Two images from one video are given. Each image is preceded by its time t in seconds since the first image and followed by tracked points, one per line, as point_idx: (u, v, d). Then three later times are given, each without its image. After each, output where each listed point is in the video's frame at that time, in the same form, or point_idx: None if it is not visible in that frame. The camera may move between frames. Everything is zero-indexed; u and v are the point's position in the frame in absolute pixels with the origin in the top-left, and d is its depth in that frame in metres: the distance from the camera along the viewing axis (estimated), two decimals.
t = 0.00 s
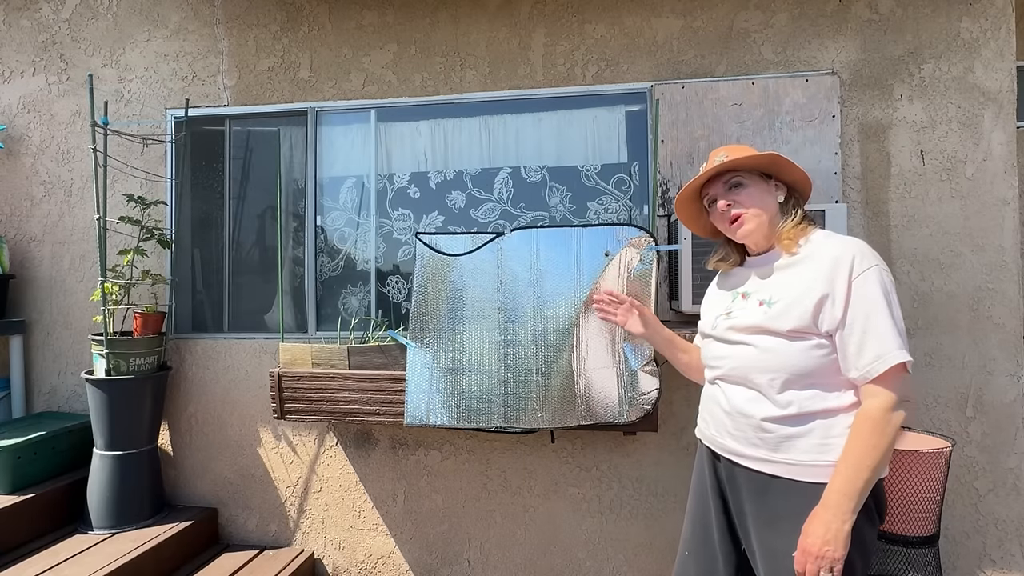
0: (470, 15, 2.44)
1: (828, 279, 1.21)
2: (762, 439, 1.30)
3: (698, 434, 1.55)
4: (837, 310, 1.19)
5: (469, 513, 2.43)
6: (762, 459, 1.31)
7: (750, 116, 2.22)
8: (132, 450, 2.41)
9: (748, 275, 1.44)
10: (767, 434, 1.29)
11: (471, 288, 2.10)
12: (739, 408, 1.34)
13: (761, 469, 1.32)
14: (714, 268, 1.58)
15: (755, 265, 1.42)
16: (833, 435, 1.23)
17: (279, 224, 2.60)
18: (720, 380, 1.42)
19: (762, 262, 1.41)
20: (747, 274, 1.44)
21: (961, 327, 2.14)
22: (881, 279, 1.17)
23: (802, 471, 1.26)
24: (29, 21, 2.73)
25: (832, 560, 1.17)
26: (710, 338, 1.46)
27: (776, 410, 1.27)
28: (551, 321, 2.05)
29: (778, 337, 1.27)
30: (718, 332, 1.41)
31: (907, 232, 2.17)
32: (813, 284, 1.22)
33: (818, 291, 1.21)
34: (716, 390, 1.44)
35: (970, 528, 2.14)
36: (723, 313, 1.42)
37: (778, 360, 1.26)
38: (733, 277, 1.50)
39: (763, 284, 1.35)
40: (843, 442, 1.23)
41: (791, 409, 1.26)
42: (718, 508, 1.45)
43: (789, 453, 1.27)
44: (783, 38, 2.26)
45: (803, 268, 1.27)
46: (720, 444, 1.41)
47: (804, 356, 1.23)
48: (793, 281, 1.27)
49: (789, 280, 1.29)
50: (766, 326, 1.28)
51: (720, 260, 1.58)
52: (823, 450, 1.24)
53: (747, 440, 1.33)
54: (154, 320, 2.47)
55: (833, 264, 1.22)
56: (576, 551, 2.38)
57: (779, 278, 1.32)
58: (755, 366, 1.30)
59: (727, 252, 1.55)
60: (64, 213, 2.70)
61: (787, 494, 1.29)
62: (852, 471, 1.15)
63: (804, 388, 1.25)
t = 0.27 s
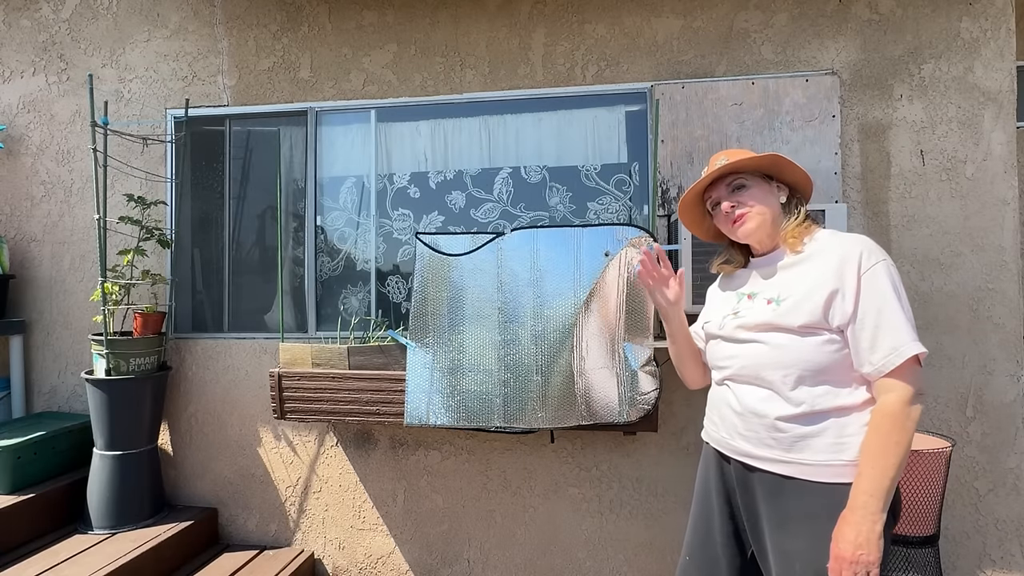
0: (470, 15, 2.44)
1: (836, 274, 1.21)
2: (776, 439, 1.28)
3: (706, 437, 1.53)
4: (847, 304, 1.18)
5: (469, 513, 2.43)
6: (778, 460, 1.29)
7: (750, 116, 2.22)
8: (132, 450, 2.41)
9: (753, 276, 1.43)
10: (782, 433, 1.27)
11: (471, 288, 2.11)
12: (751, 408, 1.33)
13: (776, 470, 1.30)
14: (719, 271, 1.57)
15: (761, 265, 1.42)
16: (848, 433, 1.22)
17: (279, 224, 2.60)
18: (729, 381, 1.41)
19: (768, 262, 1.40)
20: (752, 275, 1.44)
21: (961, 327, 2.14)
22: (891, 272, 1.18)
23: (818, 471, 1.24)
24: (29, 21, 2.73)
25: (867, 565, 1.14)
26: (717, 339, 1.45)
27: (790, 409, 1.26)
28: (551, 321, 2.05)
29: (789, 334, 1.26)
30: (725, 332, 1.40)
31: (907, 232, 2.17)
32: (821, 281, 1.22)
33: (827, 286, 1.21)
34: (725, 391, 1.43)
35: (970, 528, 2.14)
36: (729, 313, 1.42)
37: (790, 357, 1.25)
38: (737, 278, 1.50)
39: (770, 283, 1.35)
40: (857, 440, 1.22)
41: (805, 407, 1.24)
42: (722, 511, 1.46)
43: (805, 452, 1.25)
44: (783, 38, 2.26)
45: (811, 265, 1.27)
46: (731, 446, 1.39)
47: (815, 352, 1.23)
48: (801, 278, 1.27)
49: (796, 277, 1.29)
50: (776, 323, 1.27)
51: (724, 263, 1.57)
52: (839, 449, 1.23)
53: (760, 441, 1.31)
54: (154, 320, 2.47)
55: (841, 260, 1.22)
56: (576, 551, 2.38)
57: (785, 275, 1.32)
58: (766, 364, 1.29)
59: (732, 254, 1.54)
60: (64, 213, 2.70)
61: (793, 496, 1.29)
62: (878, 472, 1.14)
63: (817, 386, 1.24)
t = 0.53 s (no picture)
0: (470, 15, 2.44)
1: (846, 274, 1.21)
2: (790, 441, 1.28)
3: (714, 440, 1.52)
4: (858, 304, 1.18)
5: (469, 513, 2.43)
6: (792, 462, 1.28)
7: (750, 116, 2.23)
8: (132, 450, 2.41)
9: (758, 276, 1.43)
10: (795, 434, 1.27)
11: (471, 288, 2.11)
12: (762, 410, 1.32)
13: (790, 472, 1.29)
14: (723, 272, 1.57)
15: (766, 264, 1.41)
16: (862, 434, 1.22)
17: (279, 224, 2.60)
18: (738, 383, 1.40)
19: (771, 264, 1.40)
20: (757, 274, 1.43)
21: (961, 327, 2.14)
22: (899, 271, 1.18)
23: (832, 473, 1.24)
24: (29, 21, 2.73)
25: (891, 565, 1.13)
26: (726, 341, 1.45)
27: (803, 410, 1.26)
28: (552, 321, 2.05)
29: (800, 335, 1.26)
30: (734, 333, 1.40)
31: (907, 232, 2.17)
32: (831, 281, 1.22)
33: (838, 286, 1.21)
34: (734, 393, 1.43)
35: (970, 528, 2.14)
36: (738, 315, 1.42)
37: (802, 358, 1.25)
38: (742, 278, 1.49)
39: (777, 283, 1.35)
40: (871, 441, 1.22)
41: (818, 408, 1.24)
42: (731, 515, 1.45)
43: (820, 453, 1.25)
44: (783, 38, 2.26)
45: (820, 265, 1.27)
46: (742, 449, 1.38)
47: (827, 352, 1.22)
48: (810, 278, 1.27)
49: (804, 277, 1.29)
50: (787, 324, 1.27)
51: (728, 265, 1.58)
52: (854, 450, 1.22)
53: (773, 443, 1.31)
54: (154, 320, 2.47)
55: (850, 259, 1.22)
56: (576, 551, 2.38)
57: (792, 276, 1.32)
58: (777, 366, 1.28)
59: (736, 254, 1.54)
60: (64, 213, 2.70)
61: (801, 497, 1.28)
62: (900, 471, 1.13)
63: (830, 387, 1.24)
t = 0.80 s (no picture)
0: (470, 15, 2.44)
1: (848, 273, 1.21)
2: (791, 442, 1.27)
3: (717, 441, 1.51)
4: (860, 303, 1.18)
5: (469, 513, 2.43)
6: (793, 463, 1.28)
7: (750, 116, 2.23)
8: (132, 450, 2.41)
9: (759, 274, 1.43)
10: (796, 435, 1.26)
11: (472, 288, 2.11)
12: (763, 410, 1.32)
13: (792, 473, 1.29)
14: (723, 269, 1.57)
15: (766, 263, 1.42)
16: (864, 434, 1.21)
17: (279, 223, 2.60)
18: (740, 384, 1.40)
19: (771, 264, 1.40)
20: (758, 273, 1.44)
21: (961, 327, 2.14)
22: (906, 269, 1.17)
23: (834, 474, 1.23)
24: (29, 21, 2.73)
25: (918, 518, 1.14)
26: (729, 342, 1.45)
27: (804, 411, 1.25)
28: (552, 320, 2.05)
29: (801, 335, 1.26)
30: (736, 334, 1.40)
31: (907, 232, 2.17)
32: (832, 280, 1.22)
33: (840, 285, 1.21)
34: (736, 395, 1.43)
35: (970, 528, 2.14)
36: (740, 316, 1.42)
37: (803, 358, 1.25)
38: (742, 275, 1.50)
39: (779, 284, 1.35)
40: (874, 442, 1.21)
41: (820, 408, 1.24)
42: (734, 516, 1.45)
43: (821, 454, 1.24)
44: (783, 38, 2.26)
45: (822, 263, 1.27)
46: (744, 450, 1.38)
47: (828, 353, 1.22)
48: (812, 278, 1.28)
49: (807, 277, 1.29)
50: (787, 324, 1.27)
51: (726, 263, 1.59)
52: (856, 450, 1.22)
53: (774, 444, 1.31)
54: (154, 320, 2.47)
55: (853, 257, 1.22)
56: (576, 551, 2.38)
57: (794, 275, 1.32)
58: (777, 366, 1.28)
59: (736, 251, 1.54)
60: (64, 213, 2.70)
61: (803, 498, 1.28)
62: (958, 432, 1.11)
63: (831, 387, 1.24)
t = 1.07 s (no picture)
0: (470, 15, 2.44)
1: (845, 271, 1.21)
2: (787, 442, 1.27)
3: (714, 440, 1.51)
4: (856, 301, 1.18)
5: (469, 513, 2.43)
6: (790, 462, 1.27)
7: (750, 116, 2.23)
8: (132, 450, 2.41)
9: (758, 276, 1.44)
10: (792, 435, 1.26)
11: (471, 288, 2.11)
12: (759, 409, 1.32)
13: (788, 472, 1.29)
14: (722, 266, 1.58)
15: (766, 265, 1.42)
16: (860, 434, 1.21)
17: (279, 223, 2.60)
18: (737, 383, 1.41)
19: (772, 264, 1.41)
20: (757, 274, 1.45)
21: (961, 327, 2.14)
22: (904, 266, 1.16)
23: (830, 474, 1.23)
24: (29, 21, 2.73)
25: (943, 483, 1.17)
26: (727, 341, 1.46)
27: (799, 410, 1.25)
28: (552, 320, 2.05)
29: (796, 333, 1.27)
30: (734, 332, 1.41)
31: (907, 232, 2.17)
32: (828, 278, 1.22)
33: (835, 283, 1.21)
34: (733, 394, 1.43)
35: (970, 528, 2.14)
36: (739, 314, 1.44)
37: (798, 357, 1.25)
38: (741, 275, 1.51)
39: (776, 282, 1.36)
40: (871, 442, 1.21)
41: (815, 408, 1.23)
42: (733, 516, 1.45)
43: (817, 453, 1.24)
44: (783, 38, 2.26)
45: (819, 262, 1.27)
46: (740, 450, 1.38)
47: (823, 352, 1.22)
48: (808, 276, 1.28)
49: (804, 276, 1.29)
50: (783, 322, 1.28)
51: (725, 258, 1.59)
52: (852, 450, 1.22)
53: (770, 443, 1.30)
54: (154, 320, 2.47)
55: (850, 254, 1.21)
56: (576, 551, 2.38)
57: (791, 273, 1.33)
58: (773, 365, 1.29)
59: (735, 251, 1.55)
60: (64, 213, 2.70)
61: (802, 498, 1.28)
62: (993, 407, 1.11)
63: (827, 387, 1.24)
